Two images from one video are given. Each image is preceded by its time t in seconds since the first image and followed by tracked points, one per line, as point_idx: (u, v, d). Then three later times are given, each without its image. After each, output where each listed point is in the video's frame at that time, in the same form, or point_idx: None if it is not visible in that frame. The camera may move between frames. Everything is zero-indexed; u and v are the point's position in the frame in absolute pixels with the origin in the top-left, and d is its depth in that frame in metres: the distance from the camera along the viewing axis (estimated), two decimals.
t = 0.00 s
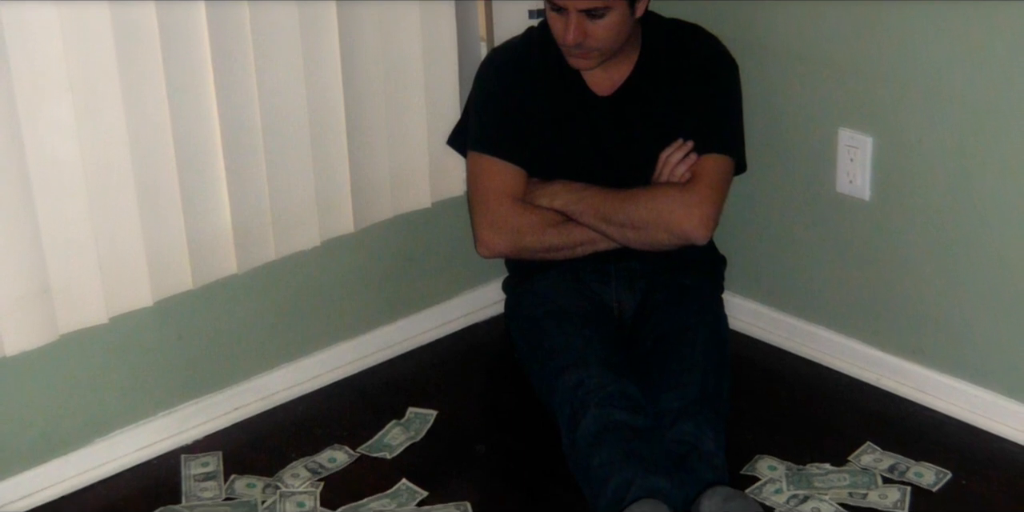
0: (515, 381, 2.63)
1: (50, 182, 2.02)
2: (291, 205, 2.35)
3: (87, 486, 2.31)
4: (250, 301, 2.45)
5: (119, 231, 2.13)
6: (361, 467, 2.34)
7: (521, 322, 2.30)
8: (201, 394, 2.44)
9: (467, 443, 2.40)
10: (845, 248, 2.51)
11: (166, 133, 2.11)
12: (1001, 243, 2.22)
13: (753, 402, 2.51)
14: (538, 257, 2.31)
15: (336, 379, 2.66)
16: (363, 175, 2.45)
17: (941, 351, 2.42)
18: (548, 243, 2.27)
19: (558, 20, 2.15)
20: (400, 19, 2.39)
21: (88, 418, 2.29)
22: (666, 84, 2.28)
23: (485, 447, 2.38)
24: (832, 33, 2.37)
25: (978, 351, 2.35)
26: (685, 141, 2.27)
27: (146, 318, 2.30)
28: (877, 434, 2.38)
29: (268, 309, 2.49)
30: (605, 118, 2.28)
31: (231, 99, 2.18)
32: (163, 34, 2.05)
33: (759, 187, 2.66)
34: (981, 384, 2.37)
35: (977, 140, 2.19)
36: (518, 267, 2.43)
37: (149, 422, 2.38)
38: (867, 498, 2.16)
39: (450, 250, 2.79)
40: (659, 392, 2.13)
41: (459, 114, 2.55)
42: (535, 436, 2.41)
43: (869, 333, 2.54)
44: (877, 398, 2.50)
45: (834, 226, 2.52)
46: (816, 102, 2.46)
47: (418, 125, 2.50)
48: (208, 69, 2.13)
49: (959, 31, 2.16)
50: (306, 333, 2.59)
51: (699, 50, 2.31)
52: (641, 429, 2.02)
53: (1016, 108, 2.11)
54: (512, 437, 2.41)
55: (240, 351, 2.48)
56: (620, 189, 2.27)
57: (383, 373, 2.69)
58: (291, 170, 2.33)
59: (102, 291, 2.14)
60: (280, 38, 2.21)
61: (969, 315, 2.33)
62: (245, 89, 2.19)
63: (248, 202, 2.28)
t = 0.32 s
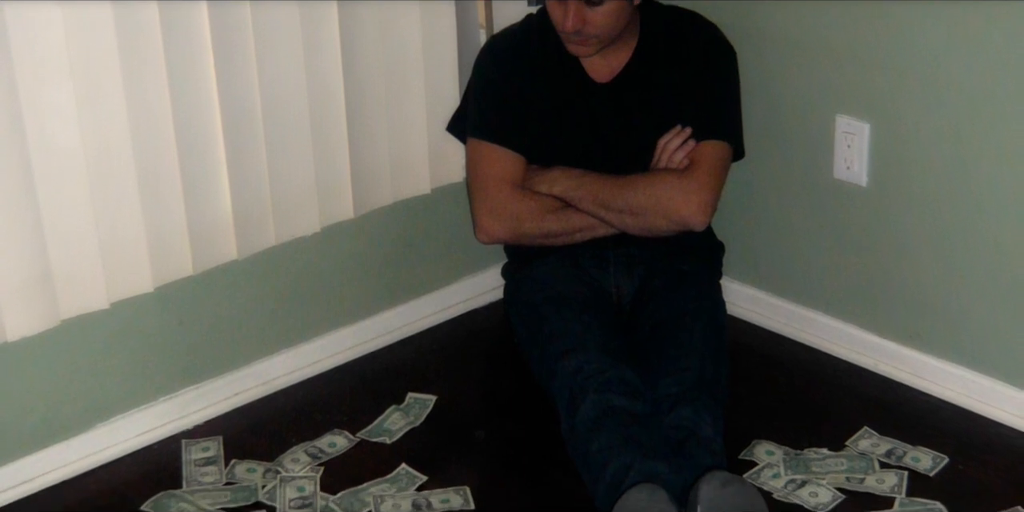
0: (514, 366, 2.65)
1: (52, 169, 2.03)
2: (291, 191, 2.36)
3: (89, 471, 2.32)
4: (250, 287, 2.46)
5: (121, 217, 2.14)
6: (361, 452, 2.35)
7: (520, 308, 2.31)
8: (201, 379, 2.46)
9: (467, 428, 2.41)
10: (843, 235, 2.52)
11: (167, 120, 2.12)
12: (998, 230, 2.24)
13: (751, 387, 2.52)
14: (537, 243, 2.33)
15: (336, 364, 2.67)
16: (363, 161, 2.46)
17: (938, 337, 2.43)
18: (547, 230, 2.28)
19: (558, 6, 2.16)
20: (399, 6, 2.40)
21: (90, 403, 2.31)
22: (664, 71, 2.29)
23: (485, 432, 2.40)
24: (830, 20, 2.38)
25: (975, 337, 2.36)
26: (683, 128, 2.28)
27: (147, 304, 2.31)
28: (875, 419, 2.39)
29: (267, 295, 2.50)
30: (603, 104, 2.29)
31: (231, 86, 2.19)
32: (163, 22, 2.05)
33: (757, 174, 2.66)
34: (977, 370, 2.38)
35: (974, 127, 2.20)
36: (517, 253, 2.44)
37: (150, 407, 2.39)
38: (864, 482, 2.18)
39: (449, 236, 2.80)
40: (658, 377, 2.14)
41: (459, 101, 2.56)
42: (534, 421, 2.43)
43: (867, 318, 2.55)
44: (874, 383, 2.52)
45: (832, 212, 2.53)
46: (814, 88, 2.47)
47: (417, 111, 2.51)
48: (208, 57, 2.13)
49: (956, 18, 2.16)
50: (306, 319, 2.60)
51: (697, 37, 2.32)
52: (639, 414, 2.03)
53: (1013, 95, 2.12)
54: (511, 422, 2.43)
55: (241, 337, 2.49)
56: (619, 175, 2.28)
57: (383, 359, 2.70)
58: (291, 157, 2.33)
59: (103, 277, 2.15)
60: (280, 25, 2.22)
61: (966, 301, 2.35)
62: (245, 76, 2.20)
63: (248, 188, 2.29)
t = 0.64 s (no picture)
0: (513, 351, 2.66)
1: (53, 154, 2.04)
2: (291, 177, 2.37)
3: (90, 455, 2.34)
4: (250, 273, 2.48)
5: (122, 203, 2.15)
6: (361, 436, 2.37)
7: (519, 293, 2.33)
8: (202, 364, 2.47)
9: (466, 412, 2.43)
10: (841, 220, 2.53)
11: (167, 107, 2.13)
12: (994, 215, 2.25)
13: (749, 372, 2.54)
14: (536, 229, 2.34)
15: (336, 349, 2.68)
16: (363, 147, 2.47)
17: (935, 322, 2.44)
18: (545, 215, 2.29)
19: None
20: None
21: (91, 388, 2.32)
22: (663, 57, 2.30)
23: (484, 417, 2.41)
24: (828, 6, 2.39)
25: (972, 322, 2.37)
26: (682, 114, 2.29)
27: (148, 290, 2.32)
28: (872, 404, 2.41)
29: (268, 280, 2.51)
30: (602, 91, 2.30)
31: (232, 73, 2.20)
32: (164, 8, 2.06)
33: (755, 160, 2.67)
34: (974, 355, 2.40)
35: (971, 114, 2.21)
36: (516, 239, 2.45)
37: (151, 392, 2.40)
38: (862, 467, 2.20)
39: (449, 222, 2.81)
40: (656, 362, 2.15)
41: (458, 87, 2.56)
42: (533, 406, 2.44)
43: (864, 304, 2.57)
44: (871, 368, 2.53)
45: (830, 198, 2.54)
46: (811, 75, 2.48)
47: (417, 97, 2.52)
48: (209, 43, 2.14)
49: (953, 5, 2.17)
50: (306, 305, 2.61)
51: (696, 24, 2.33)
52: (637, 399, 2.04)
53: (1010, 80, 2.13)
54: (511, 407, 2.44)
55: (241, 322, 2.51)
56: (617, 161, 2.29)
57: (383, 344, 2.72)
58: (291, 143, 2.34)
59: (104, 262, 2.16)
60: (281, 11, 2.22)
61: (962, 287, 2.36)
62: (246, 62, 2.21)
63: (248, 174, 2.30)
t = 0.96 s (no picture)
0: (512, 337, 2.67)
1: (54, 141, 2.04)
2: (291, 163, 2.38)
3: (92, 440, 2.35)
4: (250, 258, 2.49)
5: (122, 189, 2.15)
6: (362, 421, 2.39)
7: (519, 279, 2.34)
8: (202, 350, 2.48)
9: (466, 397, 2.45)
10: (839, 207, 2.54)
11: (169, 93, 2.14)
12: (991, 201, 2.26)
13: (747, 357, 2.55)
14: (535, 215, 2.34)
15: (336, 335, 2.70)
16: (363, 134, 2.47)
17: (932, 307, 2.46)
18: (544, 201, 2.30)
19: None
20: None
21: (92, 373, 2.34)
22: (661, 44, 2.31)
23: (484, 402, 2.43)
24: None
25: (969, 307, 2.39)
26: (680, 100, 2.30)
27: (149, 276, 2.33)
28: (869, 389, 2.42)
29: (268, 266, 2.53)
30: (601, 77, 2.31)
31: (232, 59, 2.20)
32: None
33: (753, 146, 2.68)
34: (971, 340, 2.41)
35: (968, 100, 2.22)
36: (515, 225, 2.47)
37: (151, 378, 2.42)
38: (859, 452, 2.22)
39: (448, 209, 2.82)
40: (655, 348, 2.15)
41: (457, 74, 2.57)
42: (532, 391, 2.46)
43: (861, 289, 2.58)
44: (868, 353, 2.55)
45: (827, 185, 2.55)
46: (809, 61, 2.48)
47: (416, 84, 2.52)
48: (210, 30, 2.15)
49: None
50: (306, 290, 2.63)
51: (694, 11, 2.33)
52: (636, 384, 2.05)
53: (1006, 67, 2.14)
54: (510, 392, 2.46)
55: (241, 308, 2.52)
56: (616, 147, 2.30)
57: (382, 329, 2.73)
58: (291, 129, 2.35)
59: (105, 248, 2.17)
60: None
61: (959, 272, 2.37)
62: (246, 48, 2.22)
63: (248, 160, 2.31)
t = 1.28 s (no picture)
0: (511, 323, 2.69)
1: (56, 127, 2.05)
2: (291, 149, 2.39)
3: (93, 425, 2.37)
4: (251, 244, 2.50)
5: (123, 175, 2.16)
6: (362, 406, 2.40)
7: (518, 264, 2.35)
8: (203, 335, 2.50)
9: (466, 383, 2.46)
10: (837, 193, 2.55)
11: (170, 79, 2.15)
12: (987, 187, 2.27)
13: (745, 342, 2.57)
14: (534, 201, 2.36)
15: (335, 320, 2.71)
16: (363, 120, 2.48)
17: (929, 293, 2.47)
18: (543, 187, 2.31)
19: None
20: None
21: (93, 359, 2.35)
22: (660, 31, 2.32)
23: (483, 387, 2.44)
24: None
25: (965, 293, 2.40)
26: (678, 87, 2.31)
27: (149, 261, 2.35)
28: (866, 374, 2.44)
29: (268, 251, 2.54)
30: (599, 64, 2.32)
31: (233, 46, 2.21)
32: None
33: (751, 132, 2.69)
34: (967, 325, 2.43)
35: (966, 86, 2.23)
36: (514, 211, 2.48)
37: (152, 363, 2.43)
38: (856, 437, 2.23)
39: (448, 194, 2.84)
40: (652, 333, 2.15)
41: (457, 60, 2.58)
42: (531, 376, 2.47)
43: (859, 275, 2.59)
44: (865, 338, 2.56)
45: (825, 171, 2.56)
46: (808, 48, 2.49)
47: (416, 70, 2.53)
48: (211, 16, 2.16)
49: None
50: (306, 276, 2.64)
51: None
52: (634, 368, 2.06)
53: (1003, 53, 2.15)
54: (509, 377, 2.47)
55: (242, 293, 2.53)
56: (614, 133, 2.31)
57: (381, 314, 2.75)
58: (291, 115, 2.36)
59: (106, 234, 2.18)
60: None
61: (955, 258, 2.39)
62: (246, 35, 2.22)
63: (249, 146, 2.32)
